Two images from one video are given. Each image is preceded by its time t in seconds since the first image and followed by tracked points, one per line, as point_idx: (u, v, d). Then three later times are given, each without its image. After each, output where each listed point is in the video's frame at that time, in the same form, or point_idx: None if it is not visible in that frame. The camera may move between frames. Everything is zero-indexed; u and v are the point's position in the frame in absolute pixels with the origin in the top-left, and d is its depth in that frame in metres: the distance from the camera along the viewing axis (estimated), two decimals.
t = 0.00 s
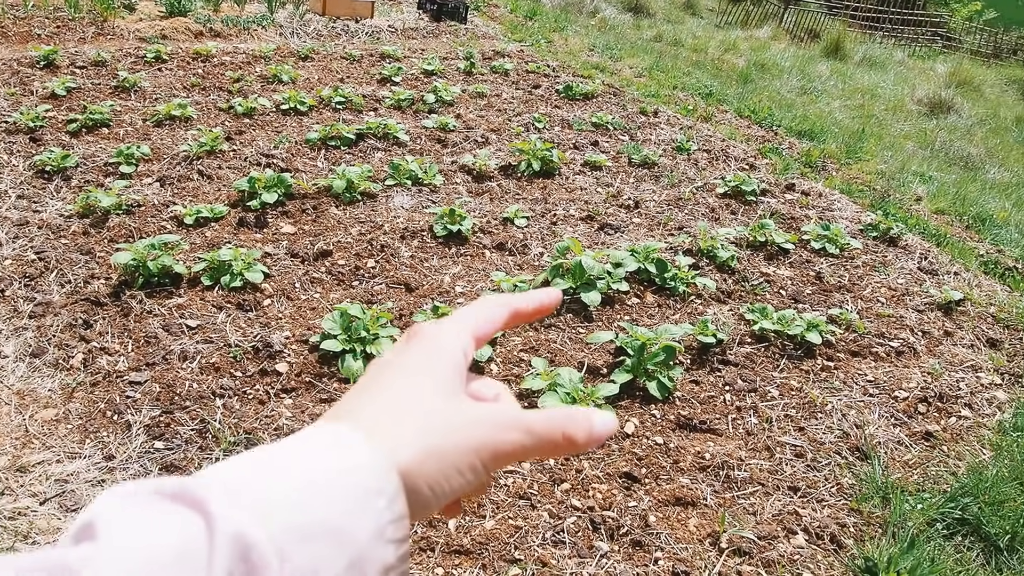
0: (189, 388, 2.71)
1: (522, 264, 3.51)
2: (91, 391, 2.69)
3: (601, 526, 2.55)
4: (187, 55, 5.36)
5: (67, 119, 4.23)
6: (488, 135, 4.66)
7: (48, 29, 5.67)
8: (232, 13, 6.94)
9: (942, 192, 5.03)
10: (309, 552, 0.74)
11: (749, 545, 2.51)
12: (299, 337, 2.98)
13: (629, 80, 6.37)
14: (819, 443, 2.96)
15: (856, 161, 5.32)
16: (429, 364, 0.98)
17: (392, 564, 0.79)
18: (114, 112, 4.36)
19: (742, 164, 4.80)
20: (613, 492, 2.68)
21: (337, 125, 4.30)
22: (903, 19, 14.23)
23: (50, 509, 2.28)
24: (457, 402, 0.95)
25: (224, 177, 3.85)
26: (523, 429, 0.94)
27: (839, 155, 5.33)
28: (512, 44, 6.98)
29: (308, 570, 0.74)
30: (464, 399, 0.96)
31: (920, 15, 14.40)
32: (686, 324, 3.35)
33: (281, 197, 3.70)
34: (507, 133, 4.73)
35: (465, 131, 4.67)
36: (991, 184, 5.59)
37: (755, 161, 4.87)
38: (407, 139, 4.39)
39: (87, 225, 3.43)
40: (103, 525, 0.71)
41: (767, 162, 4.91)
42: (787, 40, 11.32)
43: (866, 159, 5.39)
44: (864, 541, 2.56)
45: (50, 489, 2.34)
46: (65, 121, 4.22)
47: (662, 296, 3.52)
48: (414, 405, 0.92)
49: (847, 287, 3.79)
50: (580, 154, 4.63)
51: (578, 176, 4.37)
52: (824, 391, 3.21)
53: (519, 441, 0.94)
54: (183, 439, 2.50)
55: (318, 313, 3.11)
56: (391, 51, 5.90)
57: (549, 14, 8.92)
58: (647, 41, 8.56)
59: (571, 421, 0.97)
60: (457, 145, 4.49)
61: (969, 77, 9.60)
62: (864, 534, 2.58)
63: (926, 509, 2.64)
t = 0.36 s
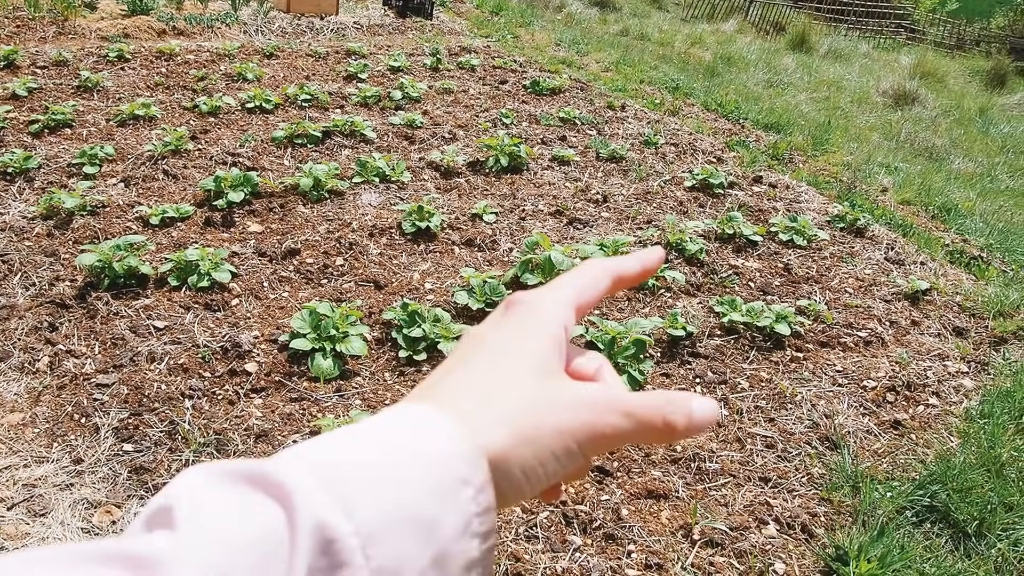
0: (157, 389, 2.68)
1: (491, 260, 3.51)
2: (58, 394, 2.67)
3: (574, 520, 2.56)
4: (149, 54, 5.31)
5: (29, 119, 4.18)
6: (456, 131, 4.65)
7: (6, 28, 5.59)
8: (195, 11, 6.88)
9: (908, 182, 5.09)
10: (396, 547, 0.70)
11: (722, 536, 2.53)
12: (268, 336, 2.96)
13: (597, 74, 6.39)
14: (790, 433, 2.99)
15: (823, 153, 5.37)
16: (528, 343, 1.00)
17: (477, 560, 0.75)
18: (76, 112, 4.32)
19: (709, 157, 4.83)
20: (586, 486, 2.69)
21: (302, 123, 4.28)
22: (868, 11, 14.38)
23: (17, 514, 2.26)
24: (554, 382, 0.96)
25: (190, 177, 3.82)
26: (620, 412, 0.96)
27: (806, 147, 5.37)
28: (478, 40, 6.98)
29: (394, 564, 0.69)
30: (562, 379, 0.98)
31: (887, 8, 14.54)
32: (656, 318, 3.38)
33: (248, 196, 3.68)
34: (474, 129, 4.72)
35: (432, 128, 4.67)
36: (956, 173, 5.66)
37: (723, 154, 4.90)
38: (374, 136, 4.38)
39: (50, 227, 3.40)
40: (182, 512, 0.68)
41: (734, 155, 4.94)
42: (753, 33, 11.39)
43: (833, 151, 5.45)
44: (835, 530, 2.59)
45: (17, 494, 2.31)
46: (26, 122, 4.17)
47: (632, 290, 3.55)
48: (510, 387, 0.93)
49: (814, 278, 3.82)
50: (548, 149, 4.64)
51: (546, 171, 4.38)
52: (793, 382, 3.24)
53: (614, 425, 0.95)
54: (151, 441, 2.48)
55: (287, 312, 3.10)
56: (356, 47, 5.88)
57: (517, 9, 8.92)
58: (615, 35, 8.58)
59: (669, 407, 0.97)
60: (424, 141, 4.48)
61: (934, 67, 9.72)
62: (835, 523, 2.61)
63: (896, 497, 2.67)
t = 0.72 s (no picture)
0: (150, 389, 2.68)
1: (481, 257, 3.51)
2: (51, 394, 2.67)
3: (567, 516, 2.56)
4: (138, 53, 5.31)
5: (19, 120, 4.18)
6: (445, 128, 4.65)
7: None
8: (184, 10, 6.87)
9: (900, 175, 5.08)
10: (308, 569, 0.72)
11: (716, 532, 2.53)
12: (259, 335, 2.96)
13: (586, 70, 6.38)
14: (783, 428, 2.99)
15: (814, 147, 5.36)
16: (442, 376, 0.98)
17: None
18: (66, 112, 4.32)
19: (700, 152, 4.82)
20: (580, 483, 2.69)
21: (292, 121, 4.28)
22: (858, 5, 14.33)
23: (12, 515, 2.26)
24: (467, 415, 0.94)
25: (180, 176, 3.82)
26: (530, 445, 0.95)
27: (796, 141, 5.37)
28: (467, 37, 6.97)
29: None
30: (474, 412, 0.96)
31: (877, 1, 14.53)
32: (647, 314, 3.37)
33: (238, 195, 3.68)
34: (463, 126, 4.72)
35: (422, 125, 4.66)
36: (948, 166, 5.66)
37: (713, 149, 4.89)
38: (364, 134, 4.38)
39: (42, 228, 3.40)
40: (101, 541, 0.71)
41: (725, 150, 4.94)
42: (742, 27, 11.35)
43: (823, 145, 5.44)
44: (829, 525, 2.58)
45: (11, 495, 2.31)
46: (16, 123, 4.17)
47: (624, 286, 3.53)
48: (423, 416, 0.92)
49: (806, 273, 3.82)
50: (538, 145, 4.64)
51: (536, 167, 4.38)
52: (786, 377, 3.23)
53: (524, 457, 0.94)
54: (144, 441, 2.48)
55: (279, 311, 3.09)
56: (345, 45, 5.87)
57: (506, 6, 8.90)
58: (603, 31, 8.56)
59: (575, 440, 0.99)
60: (414, 139, 4.48)
61: (924, 60, 9.71)
62: (829, 518, 2.61)
63: (890, 491, 2.66)
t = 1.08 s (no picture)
0: (155, 391, 2.68)
1: (487, 257, 3.51)
2: (56, 397, 2.66)
3: (574, 516, 2.57)
4: (143, 54, 5.30)
5: (23, 122, 4.17)
6: (450, 129, 4.65)
7: None
8: (188, 11, 6.86)
9: (903, 174, 5.09)
10: None
11: (722, 531, 2.53)
12: (266, 336, 2.96)
13: (590, 70, 6.39)
14: (789, 427, 3.00)
15: (818, 145, 5.37)
16: (431, 401, 0.95)
17: None
18: (71, 114, 4.31)
19: (704, 151, 4.83)
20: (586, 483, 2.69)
21: (297, 122, 4.27)
22: (859, 3, 14.34)
23: (17, 518, 2.26)
24: (452, 441, 0.91)
25: (184, 177, 3.81)
26: (513, 481, 0.90)
27: (800, 139, 5.38)
28: (472, 37, 6.97)
29: None
30: (461, 439, 0.92)
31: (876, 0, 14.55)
32: (653, 313, 3.37)
33: (243, 196, 3.68)
34: (468, 126, 4.72)
35: (427, 125, 4.66)
36: (950, 165, 5.67)
37: (717, 148, 4.90)
38: (369, 135, 4.37)
39: (46, 230, 3.39)
40: (68, 547, 0.68)
41: (729, 149, 4.94)
42: (745, 26, 11.36)
43: (827, 143, 5.44)
44: (836, 523, 2.59)
45: (17, 498, 2.31)
46: (20, 124, 4.16)
47: (630, 285, 3.54)
48: (408, 438, 0.88)
49: (811, 271, 3.82)
50: (543, 145, 4.64)
51: (541, 167, 4.38)
52: (792, 375, 3.24)
53: (506, 491, 0.89)
54: (150, 443, 2.47)
55: (285, 312, 3.09)
56: (350, 46, 5.86)
57: (509, 6, 8.90)
58: (607, 30, 8.57)
59: (561, 480, 0.92)
60: (419, 139, 4.47)
61: (925, 58, 9.72)
62: (835, 516, 2.62)
63: (896, 489, 2.67)
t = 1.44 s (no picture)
0: (150, 392, 2.67)
1: (482, 257, 3.51)
2: (51, 398, 2.66)
3: (570, 516, 2.56)
4: (136, 55, 5.30)
5: (16, 123, 4.16)
6: (444, 129, 4.65)
7: None
8: (181, 12, 6.85)
9: (898, 172, 5.10)
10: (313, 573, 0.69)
11: (718, 531, 2.53)
12: (260, 337, 2.96)
13: (584, 69, 6.39)
14: (784, 426, 3.00)
15: (813, 144, 5.37)
16: (462, 385, 0.89)
17: None
18: (64, 115, 4.30)
19: (699, 151, 4.83)
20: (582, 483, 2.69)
21: (291, 123, 4.27)
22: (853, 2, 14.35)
23: (12, 520, 2.25)
24: (486, 427, 0.86)
25: (179, 178, 3.81)
26: (550, 466, 0.87)
27: (795, 138, 5.38)
28: (466, 37, 6.97)
29: None
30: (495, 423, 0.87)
31: None
32: (648, 313, 3.37)
33: (238, 197, 3.67)
34: (462, 126, 4.72)
35: (421, 125, 4.66)
36: (945, 163, 5.67)
37: (712, 147, 4.90)
38: (363, 135, 4.37)
39: (40, 231, 3.38)
40: (97, 542, 0.67)
41: (723, 148, 4.95)
42: (740, 26, 11.37)
43: (822, 142, 5.45)
44: (831, 521, 2.59)
45: (12, 500, 2.30)
46: (13, 126, 4.15)
47: (624, 285, 3.54)
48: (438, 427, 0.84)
49: (806, 270, 3.82)
50: (537, 145, 4.64)
51: (535, 167, 4.38)
52: (787, 374, 3.24)
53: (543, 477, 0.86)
54: (145, 445, 2.47)
55: (279, 313, 3.09)
56: (343, 46, 5.86)
57: (504, 6, 8.89)
58: (602, 30, 8.57)
59: (597, 467, 0.90)
60: (413, 139, 4.47)
61: (920, 57, 9.73)
62: (831, 515, 2.62)
63: (891, 488, 2.68)
